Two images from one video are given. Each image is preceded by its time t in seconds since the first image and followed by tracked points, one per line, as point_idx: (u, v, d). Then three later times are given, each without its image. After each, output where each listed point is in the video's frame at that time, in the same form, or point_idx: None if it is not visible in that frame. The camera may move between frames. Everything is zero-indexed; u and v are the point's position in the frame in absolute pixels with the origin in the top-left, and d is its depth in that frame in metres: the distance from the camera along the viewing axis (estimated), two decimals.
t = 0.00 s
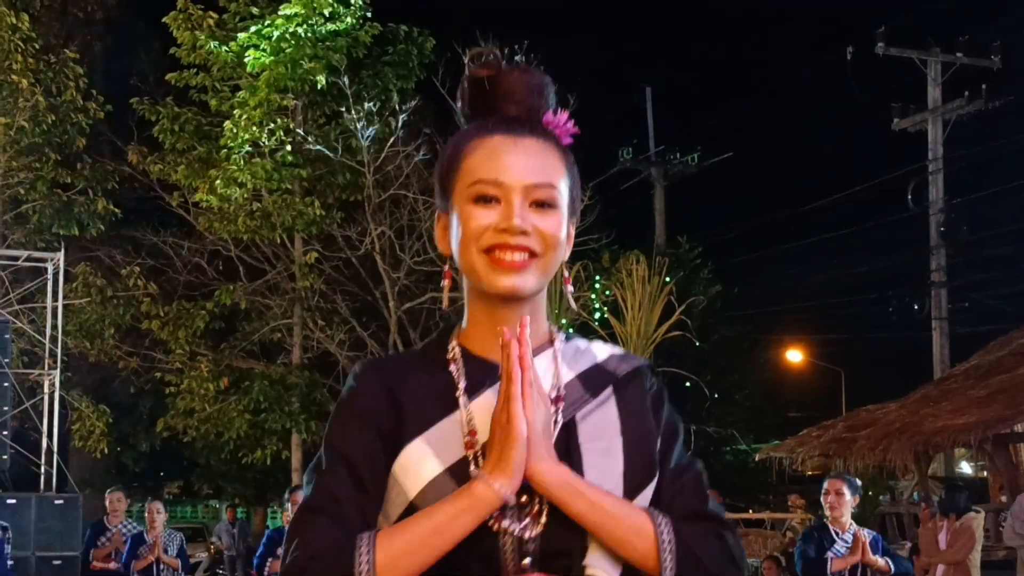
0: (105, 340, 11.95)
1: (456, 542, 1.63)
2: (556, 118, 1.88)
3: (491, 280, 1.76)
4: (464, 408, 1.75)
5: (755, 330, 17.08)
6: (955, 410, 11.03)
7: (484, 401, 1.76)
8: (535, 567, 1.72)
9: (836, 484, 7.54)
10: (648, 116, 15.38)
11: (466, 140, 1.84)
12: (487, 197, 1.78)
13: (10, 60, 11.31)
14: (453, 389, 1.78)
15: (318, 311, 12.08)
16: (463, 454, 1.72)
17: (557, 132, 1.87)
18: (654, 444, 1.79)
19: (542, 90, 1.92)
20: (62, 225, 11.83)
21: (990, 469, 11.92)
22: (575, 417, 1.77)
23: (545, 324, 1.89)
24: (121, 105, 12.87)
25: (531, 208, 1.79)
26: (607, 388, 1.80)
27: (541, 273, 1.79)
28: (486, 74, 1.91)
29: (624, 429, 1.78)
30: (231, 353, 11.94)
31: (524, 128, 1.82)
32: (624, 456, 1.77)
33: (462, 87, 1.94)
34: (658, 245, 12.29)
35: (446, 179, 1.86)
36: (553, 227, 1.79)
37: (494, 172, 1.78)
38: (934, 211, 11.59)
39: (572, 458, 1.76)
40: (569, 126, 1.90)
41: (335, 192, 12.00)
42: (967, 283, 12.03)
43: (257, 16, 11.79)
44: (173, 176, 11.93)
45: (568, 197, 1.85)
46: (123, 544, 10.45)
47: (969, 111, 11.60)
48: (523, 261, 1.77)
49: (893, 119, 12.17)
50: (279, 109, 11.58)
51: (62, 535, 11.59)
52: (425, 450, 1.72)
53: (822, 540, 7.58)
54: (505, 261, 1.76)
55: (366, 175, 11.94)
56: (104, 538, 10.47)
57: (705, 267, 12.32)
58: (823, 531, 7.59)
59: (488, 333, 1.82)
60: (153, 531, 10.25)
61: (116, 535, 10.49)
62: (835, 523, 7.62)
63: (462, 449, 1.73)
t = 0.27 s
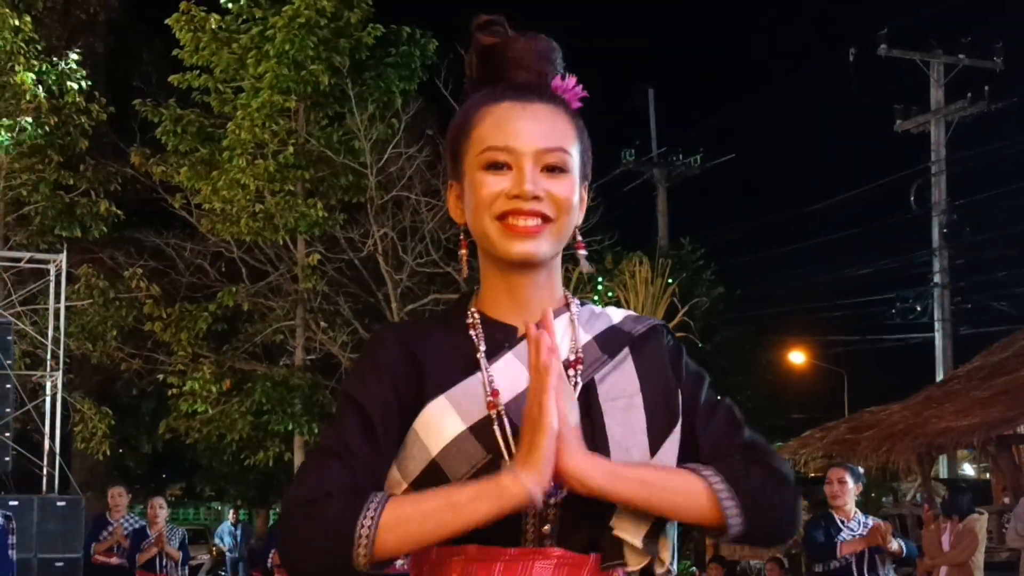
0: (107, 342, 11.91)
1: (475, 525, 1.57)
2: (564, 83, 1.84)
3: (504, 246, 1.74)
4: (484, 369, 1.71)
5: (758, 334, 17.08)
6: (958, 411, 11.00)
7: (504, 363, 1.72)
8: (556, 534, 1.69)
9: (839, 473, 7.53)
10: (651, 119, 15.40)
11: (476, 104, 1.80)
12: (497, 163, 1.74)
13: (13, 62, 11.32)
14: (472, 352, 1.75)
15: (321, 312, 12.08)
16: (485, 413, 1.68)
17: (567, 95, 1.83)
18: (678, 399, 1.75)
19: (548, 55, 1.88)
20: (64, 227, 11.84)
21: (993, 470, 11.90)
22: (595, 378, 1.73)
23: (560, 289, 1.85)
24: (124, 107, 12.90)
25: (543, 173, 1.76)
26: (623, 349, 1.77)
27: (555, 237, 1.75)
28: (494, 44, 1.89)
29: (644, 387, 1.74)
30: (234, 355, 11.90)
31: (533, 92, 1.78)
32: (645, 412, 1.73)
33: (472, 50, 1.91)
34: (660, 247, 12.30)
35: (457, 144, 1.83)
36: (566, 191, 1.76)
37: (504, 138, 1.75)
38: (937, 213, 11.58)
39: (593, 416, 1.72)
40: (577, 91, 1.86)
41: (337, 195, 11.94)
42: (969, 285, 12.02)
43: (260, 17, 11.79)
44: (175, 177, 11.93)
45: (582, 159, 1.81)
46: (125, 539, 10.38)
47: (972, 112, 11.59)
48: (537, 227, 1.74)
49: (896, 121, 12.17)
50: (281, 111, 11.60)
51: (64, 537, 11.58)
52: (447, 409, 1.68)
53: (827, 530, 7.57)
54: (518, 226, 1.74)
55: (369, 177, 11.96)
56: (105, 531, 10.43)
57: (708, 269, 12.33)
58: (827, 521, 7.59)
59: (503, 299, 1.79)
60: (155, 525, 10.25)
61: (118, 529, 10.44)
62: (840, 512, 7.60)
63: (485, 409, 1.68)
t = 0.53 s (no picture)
0: (110, 343, 11.92)
1: None
2: (555, 123, 1.82)
3: (491, 296, 1.72)
4: (460, 403, 1.72)
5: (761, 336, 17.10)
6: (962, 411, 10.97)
7: (477, 395, 1.72)
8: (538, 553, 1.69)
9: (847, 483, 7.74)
10: (653, 120, 15.42)
11: (466, 147, 1.78)
12: (484, 212, 1.72)
13: (17, 63, 11.32)
14: (450, 385, 1.75)
15: (325, 313, 12.09)
16: (460, 444, 1.69)
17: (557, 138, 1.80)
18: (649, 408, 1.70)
19: (540, 94, 1.86)
20: (67, 228, 11.82)
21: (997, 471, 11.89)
22: (569, 404, 1.71)
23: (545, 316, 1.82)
24: (127, 108, 12.93)
25: (531, 220, 1.73)
26: (595, 368, 1.74)
27: (540, 283, 1.73)
28: (486, 81, 1.86)
29: (615, 396, 1.71)
30: (236, 356, 11.91)
31: (520, 139, 1.76)
32: (617, 417, 1.69)
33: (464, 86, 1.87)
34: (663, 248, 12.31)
35: (447, 188, 1.81)
36: (553, 239, 1.73)
37: (491, 186, 1.72)
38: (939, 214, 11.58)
39: (568, 436, 1.69)
40: (567, 131, 1.83)
41: (341, 195, 11.97)
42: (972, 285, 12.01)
43: (263, 18, 11.79)
44: (178, 178, 11.93)
45: (572, 202, 1.78)
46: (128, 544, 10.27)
47: (975, 113, 11.59)
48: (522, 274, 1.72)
49: (899, 122, 12.18)
50: (285, 112, 11.65)
51: (67, 538, 11.56)
52: (424, 441, 1.69)
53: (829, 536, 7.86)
54: (504, 274, 1.72)
55: (372, 177, 11.99)
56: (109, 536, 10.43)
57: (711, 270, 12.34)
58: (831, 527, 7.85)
59: (487, 336, 1.78)
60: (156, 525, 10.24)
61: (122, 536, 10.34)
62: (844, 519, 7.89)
63: (460, 440, 1.70)
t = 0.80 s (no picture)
0: (113, 342, 11.93)
1: None
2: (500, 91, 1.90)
3: (497, 263, 1.78)
4: (476, 377, 1.75)
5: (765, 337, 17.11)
6: (966, 411, 10.92)
7: (494, 368, 1.75)
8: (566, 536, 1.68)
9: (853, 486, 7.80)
10: (657, 121, 15.44)
11: (432, 134, 1.87)
12: (471, 183, 1.80)
13: (20, 62, 11.32)
14: (466, 362, 1.79)
15: (328, 312, 12.07)
16: (479, 420, 1.72)
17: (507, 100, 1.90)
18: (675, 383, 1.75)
19: (476, 67, 1.95)
20: (70, 227, 11.83)
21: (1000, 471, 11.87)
22: (591, 372, 1.74)
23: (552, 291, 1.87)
24: (131, 109, 12.95)
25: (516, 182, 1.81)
26: (616, 340, 1.77)
27: (542, 243, 1.80)
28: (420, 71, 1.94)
29: (642, 372, 1.74)
30: (240, 355, 11.93)
31: (482, 108, 1.85)
32: (646, 398, 1.72)
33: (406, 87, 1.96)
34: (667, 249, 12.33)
35: (422, 177, 1.88)
36: (542, 196, 1.81)
37: (471, 158, 1.81)
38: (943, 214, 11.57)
39: (595, 409, 1.72)
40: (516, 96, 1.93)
41: (344, 195, 11.92)
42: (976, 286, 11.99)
43: (267, 18, 11.80)
44: (182, 178, 11.93)
45: (546, 162, 1.86)
46: (130, 545, 10.34)
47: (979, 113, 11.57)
48: (523, 235, 1.78)
49: (903, 122, 12.18)
50: (288, 112, 11.60)
51: (69, 538, 11.55)
52: (442, 416, 1.73)
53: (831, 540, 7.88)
54: (506, 239, 1.78)
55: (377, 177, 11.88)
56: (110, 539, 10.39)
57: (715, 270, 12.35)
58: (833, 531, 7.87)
59: (494, 312, 1.83)
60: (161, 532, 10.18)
61: (124, 538, 10.38)
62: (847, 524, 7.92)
63: (478, 415, 1.72)
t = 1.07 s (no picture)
0: (114, 342, 11.91)
1: None
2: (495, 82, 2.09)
3: (516, 256, 1.94)
4: (478, 364, 1.93)
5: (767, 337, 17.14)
6: (967, 411, 10.91)
7: (495, 355, 1.93)
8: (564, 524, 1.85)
9: (855, 471, 7.96)
10: (658, 123, 15.48)
11: (442, 130, 2.02)
12: (491, 178, 1.95)
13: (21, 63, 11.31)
14: (469, 350, 1.98)
15: (330, 313, 12.08)
16: (479, 406, 1.90)
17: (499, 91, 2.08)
18: (677, 368, 1.92)
19: (465, 49, 2.11)
20: (72, 227, 11.81)
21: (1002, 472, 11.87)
22: (592, 354, 1.92)
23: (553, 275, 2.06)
24: (133, 110, 12.98)
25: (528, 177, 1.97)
26: (618, 325, 1.96)
27: (553, 234, 1.97)
28: (413, 57, 2.11)
29: (643, 359, 1.91)
30: (241, 356, 11.90)
31: (490, 105, 2.02)
32: (647, 385, 1.89)
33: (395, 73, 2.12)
34: (668, 249, 12.36)
35: (431, 168, 2.03)
36: (553, 189, 1.98)
37: (488, 156, 1.96)
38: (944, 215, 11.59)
39: (597, 393, 1.90)
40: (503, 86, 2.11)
41: (346, 195, 11.90)
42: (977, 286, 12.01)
43: (268, 18, 11.78)
44: (183, 178, 11.94)
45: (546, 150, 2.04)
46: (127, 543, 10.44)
47: (981, 113, 11.58)
48: (542, 229, 1.95)
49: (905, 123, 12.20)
50: (290, 112, 11.59)
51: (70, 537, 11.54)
52: (444, 401, 1.91)
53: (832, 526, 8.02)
54: (524, 235, 1.95)
55: (378, 178, 11.89)
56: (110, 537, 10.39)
57: (717, 270, 12.37)
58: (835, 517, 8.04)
59: (500, 299, 2.01)
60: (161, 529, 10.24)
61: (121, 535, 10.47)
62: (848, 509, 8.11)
63: (477, 402, 1.90)
